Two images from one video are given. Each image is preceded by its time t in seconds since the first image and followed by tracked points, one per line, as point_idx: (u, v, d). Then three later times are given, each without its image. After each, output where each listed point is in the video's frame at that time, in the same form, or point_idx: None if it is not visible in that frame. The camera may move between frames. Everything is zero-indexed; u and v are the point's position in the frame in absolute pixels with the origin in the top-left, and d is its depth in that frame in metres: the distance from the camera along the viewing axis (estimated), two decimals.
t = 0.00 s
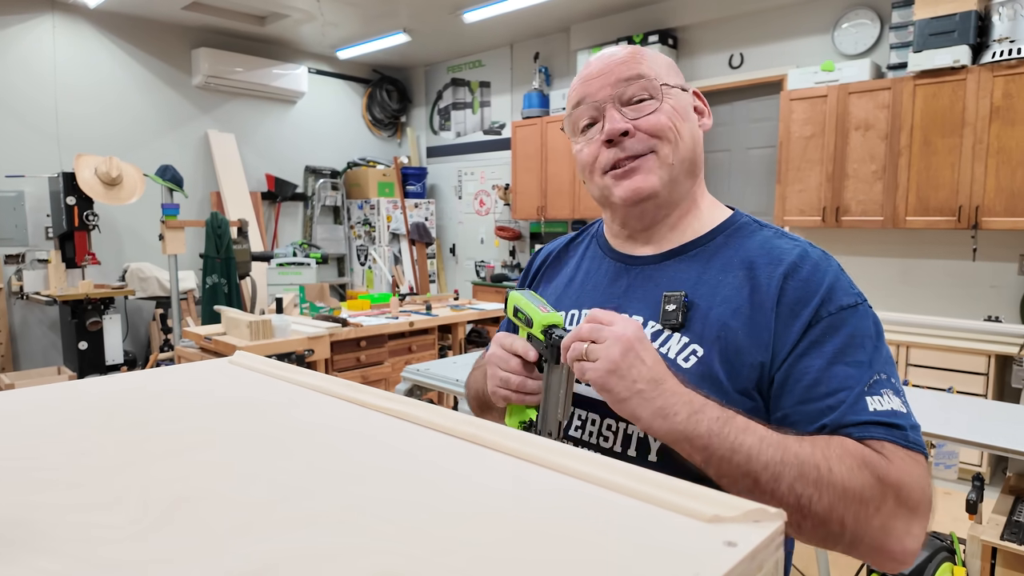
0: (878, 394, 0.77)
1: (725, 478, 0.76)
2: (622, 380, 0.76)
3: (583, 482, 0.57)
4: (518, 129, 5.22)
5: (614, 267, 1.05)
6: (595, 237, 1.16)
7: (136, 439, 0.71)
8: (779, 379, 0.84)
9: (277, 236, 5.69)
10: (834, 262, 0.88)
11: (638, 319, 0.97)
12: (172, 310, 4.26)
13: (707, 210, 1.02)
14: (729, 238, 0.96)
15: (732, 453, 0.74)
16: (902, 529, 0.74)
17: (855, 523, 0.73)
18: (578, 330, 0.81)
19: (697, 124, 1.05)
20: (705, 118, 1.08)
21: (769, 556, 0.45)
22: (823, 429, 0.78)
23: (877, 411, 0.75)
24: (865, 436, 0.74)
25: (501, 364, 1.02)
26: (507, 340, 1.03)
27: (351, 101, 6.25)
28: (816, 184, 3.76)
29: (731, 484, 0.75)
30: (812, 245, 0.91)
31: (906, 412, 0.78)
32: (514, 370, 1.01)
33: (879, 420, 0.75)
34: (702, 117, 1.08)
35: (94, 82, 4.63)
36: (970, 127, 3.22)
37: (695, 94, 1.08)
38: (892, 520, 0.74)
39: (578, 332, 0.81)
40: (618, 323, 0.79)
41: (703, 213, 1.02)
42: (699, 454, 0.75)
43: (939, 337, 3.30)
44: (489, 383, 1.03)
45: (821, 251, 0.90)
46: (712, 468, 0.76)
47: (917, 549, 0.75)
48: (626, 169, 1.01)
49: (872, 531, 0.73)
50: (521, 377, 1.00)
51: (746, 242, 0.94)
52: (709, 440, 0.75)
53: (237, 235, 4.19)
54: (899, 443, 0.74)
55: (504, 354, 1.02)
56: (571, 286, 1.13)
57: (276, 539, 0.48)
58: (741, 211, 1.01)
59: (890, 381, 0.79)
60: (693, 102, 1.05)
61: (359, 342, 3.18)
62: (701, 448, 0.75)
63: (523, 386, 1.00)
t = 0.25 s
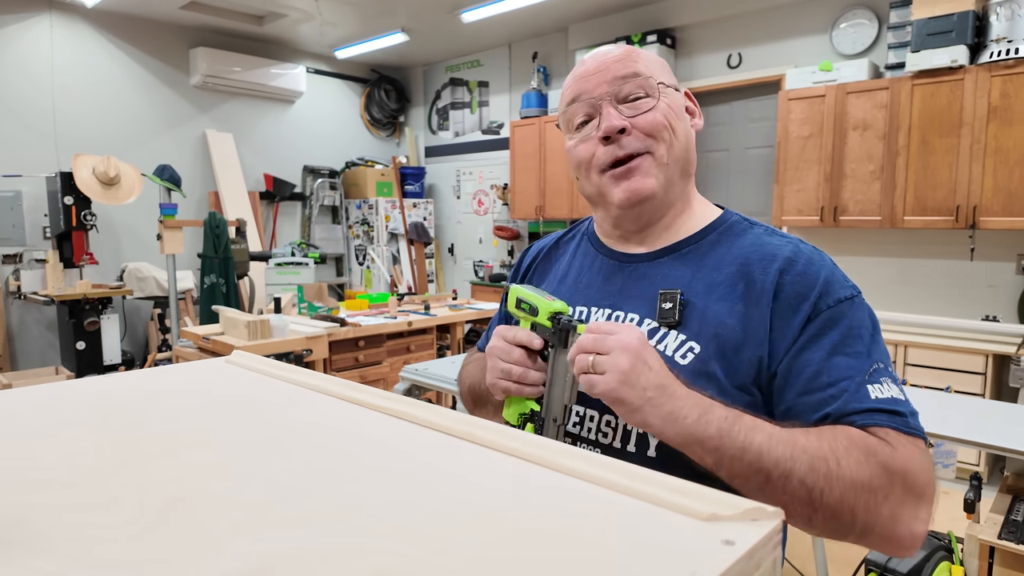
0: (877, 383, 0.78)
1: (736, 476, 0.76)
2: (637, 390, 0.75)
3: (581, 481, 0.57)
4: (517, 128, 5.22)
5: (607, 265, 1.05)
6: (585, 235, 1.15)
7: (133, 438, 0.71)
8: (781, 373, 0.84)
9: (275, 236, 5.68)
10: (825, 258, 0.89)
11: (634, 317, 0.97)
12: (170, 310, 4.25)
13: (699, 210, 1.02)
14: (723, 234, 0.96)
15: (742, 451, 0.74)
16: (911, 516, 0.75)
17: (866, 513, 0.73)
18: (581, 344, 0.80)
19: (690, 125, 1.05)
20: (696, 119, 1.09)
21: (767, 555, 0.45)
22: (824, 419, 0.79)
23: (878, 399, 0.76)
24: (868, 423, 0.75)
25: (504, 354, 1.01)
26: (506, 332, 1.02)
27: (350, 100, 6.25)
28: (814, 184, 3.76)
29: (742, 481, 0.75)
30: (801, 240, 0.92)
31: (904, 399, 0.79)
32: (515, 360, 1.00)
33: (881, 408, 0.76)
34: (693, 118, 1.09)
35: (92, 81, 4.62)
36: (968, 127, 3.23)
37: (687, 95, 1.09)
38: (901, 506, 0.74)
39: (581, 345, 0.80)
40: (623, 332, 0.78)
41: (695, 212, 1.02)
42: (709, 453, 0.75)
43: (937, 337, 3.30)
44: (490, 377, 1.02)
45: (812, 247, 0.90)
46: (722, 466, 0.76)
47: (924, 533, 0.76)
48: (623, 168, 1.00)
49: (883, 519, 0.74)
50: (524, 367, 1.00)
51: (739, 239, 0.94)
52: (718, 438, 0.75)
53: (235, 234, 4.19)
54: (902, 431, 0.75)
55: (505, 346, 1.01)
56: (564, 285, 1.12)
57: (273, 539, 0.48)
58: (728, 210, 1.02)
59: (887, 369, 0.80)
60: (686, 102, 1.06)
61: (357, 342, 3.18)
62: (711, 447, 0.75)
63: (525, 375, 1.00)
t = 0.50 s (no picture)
0: (876, 360, 0.78)
1: (742, 449, 0.78)
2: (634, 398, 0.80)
3: (579, 480, 0.56)
4: (515, 128, 5.22)
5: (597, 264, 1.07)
6: (576, 236, 1.17)
7: (130, 438, 0.71)
8: (780, 363, 0.86)
9: (273, 236, 5.67)
10: (812, 248, 0.91)
11: (627, 316, 0.99)
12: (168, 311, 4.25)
13: (691, 207, 1.04)
14: (713, 228, 0.98)
15: (744, 426, 0.76)
16: (926, 489, 0.73)
17: (874, 485, 0.73)
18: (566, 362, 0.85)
19: (682, 127, 1.07)
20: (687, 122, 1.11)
21: (764, 554, 0.45)
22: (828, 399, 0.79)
23: (880, 376, 0.77)
24: (875, 399, 0.75)
25: (499, 362, 1.00)
26: (505, 339, 1.02)
27: (348, 100, 6.24)
28: (812, 183, 3.76)
29: (748, 455, 0.78)
30: (789, 232, 0.95)
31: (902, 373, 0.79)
32: (506, 370, 1.00)
33: (883, 383, 0.76)
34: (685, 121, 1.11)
35: (89, 80, 4.61)
36: (965, 127, 3.23)
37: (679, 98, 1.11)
38: (914, 479, 0.73)
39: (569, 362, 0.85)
40: (597, 351, 0.83)
41: (686, 210, 1.03)
42: (714, 427, 0.78)
43: (935, 336, 3.31)
44: (481, 382, 1.03)
45: (800, 238, 0.93)
46: (727, 439, 0.78)
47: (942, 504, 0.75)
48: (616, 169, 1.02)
49: (894, 492, 0.73)
50: (514, 379, 0.99)
51: (730, 236, 0.96)
52: (723, 413, 0.77)
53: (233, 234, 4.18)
54: (909, 404, 0.74)
55: (500, 355, 1.01)
56: (555, 286, 1.13)
57: (269, 539, 0.48)
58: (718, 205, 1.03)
59: (882, 347, 0.81)
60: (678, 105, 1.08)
61: (355, 342, 3.18)
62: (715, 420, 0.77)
63: (514, 387, 0.99)
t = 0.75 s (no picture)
0: (873, 310, 0.80)
1: (758, 423, 0.77)
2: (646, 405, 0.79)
3: (577, 481, 0.56)
4: (514, 128, 5.23)
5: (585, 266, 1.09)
6: (564, 240, 1.19)
7: (127, 439, 0.71)
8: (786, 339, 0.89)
9: (272, 236, 5.67)
10: (792, 229, 0.95)
11: (615, 314, 1.01)
12: (166, 311, 4.24)
13: (676, 202, 1.07)
14: (698, 221, 1.01)
15: (752, 399, 0.76)
16: (950, 421, 0.72)
17: (897, 427, 0.72)
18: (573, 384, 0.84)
19: (667, 130, 1.09)
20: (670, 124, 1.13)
21: (763, 556, 0.45)
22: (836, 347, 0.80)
23: (880, 321, 0.78)
24: (884, 343, 0.76)
25: (502, 368, 1.00)
26: (509, 346, 1.02)
27: (346, 100, 6.23)
28: (810, 183, 3.76)
29: (764, 428, 0.77)
30: (769, 218, 0.98)
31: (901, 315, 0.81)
32: (505, 376, 1.00)
33: (887, 327, 0.77)
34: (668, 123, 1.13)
35: (87, 80, 4.60)
36: (963, 127, 3.23)
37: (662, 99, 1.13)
38: (935, 411, 0.72)
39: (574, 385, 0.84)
40: (595, 370, 0.82)
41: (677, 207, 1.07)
42: (723, 407, 0.77)
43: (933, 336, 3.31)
44: (478, 383, 1.02)
45: (779, 223, 0.96)
46: (739, 417, 0.78)
47: (974, 430, 0.73)
48: (609, 182, 1.03)
49: (920, 429, 0.71)
50: (510, 386, 0.99)
51: (714, 227, 0.99)
52: (727, 390, 0.77)
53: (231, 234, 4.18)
54: (910, 338, 0.75)
55: (504, 361, 1.00)
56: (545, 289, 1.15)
57: (266, 540, 0.48)
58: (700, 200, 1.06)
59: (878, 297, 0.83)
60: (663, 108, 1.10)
61: (354, 342, 3.18)
62: (723, 399, 0.77)
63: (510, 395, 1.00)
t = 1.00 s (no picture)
0: (858, 287, 0.81)
1: (756, 421, 0.77)
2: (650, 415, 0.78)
3: (577, 480, 0.56)
4: (513, 128, 5.23)
5: (578, 265, 1.09)
6: (557, 241, 1.19)
7: (126, 438, 0.71)
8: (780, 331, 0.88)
9: (270, 235, 5.66)
10: (778, 216, 0.96)
11: (607, 312, 1.01)
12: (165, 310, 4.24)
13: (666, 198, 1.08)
14: (687, 214, 1.02)
15: (745, 397, 0.76)
16: (947, 391, 0.70)
17: (891, 407, 0.71)
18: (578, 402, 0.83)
19: (653, 130, 1.09)
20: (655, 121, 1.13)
21: (764, 555, 0.45)
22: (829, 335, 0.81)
23: (863, 299, 0.79)
24: (866, 322, 0.77)
25: (504, 374, 1.00)
26: (513, 353, 1.01)
27: (345, 99, 6.23)
28: (809, 183, 3.76)
29: (762, 424, 0.77)
30: (755, 208, 1.00)
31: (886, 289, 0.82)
32: (506, 381, 1.00)
33: (870, 303, 0.78)
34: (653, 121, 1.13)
35: (85, 79, 4.59)
36: (962, 127, 3.24)
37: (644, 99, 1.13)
38: (930, 383, 0.70)
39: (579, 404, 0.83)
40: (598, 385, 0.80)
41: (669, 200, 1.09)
42: (719, 408, 0.78)
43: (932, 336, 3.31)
44: (479, 385, 1.02)
45: (765, 211, 0.97)
46: (737, 417, 0.78)
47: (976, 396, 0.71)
48: (605, 192, 1.03)
49: (916, 405, 0.70)
50: (510, 390, 1.00)
51: (703, 220, 1.00)
52: (719, 390, 0.78)
53: (230, 234, 4.17)
54: (893, 315, 0.76)
55: (507, 367, 1.00)
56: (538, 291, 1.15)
57: (266, 538, 0.48)
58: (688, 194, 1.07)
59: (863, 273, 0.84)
60: (647, 109, 1.10)
61: (353, 342, 3.17)
62: (716, 399, 0.78)
63: (510, 399, 1.00)
